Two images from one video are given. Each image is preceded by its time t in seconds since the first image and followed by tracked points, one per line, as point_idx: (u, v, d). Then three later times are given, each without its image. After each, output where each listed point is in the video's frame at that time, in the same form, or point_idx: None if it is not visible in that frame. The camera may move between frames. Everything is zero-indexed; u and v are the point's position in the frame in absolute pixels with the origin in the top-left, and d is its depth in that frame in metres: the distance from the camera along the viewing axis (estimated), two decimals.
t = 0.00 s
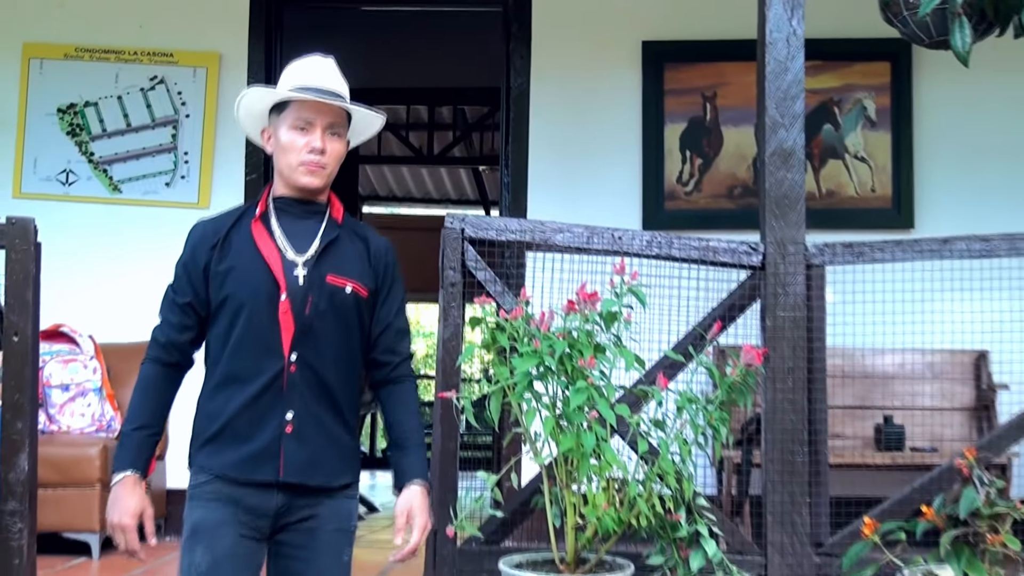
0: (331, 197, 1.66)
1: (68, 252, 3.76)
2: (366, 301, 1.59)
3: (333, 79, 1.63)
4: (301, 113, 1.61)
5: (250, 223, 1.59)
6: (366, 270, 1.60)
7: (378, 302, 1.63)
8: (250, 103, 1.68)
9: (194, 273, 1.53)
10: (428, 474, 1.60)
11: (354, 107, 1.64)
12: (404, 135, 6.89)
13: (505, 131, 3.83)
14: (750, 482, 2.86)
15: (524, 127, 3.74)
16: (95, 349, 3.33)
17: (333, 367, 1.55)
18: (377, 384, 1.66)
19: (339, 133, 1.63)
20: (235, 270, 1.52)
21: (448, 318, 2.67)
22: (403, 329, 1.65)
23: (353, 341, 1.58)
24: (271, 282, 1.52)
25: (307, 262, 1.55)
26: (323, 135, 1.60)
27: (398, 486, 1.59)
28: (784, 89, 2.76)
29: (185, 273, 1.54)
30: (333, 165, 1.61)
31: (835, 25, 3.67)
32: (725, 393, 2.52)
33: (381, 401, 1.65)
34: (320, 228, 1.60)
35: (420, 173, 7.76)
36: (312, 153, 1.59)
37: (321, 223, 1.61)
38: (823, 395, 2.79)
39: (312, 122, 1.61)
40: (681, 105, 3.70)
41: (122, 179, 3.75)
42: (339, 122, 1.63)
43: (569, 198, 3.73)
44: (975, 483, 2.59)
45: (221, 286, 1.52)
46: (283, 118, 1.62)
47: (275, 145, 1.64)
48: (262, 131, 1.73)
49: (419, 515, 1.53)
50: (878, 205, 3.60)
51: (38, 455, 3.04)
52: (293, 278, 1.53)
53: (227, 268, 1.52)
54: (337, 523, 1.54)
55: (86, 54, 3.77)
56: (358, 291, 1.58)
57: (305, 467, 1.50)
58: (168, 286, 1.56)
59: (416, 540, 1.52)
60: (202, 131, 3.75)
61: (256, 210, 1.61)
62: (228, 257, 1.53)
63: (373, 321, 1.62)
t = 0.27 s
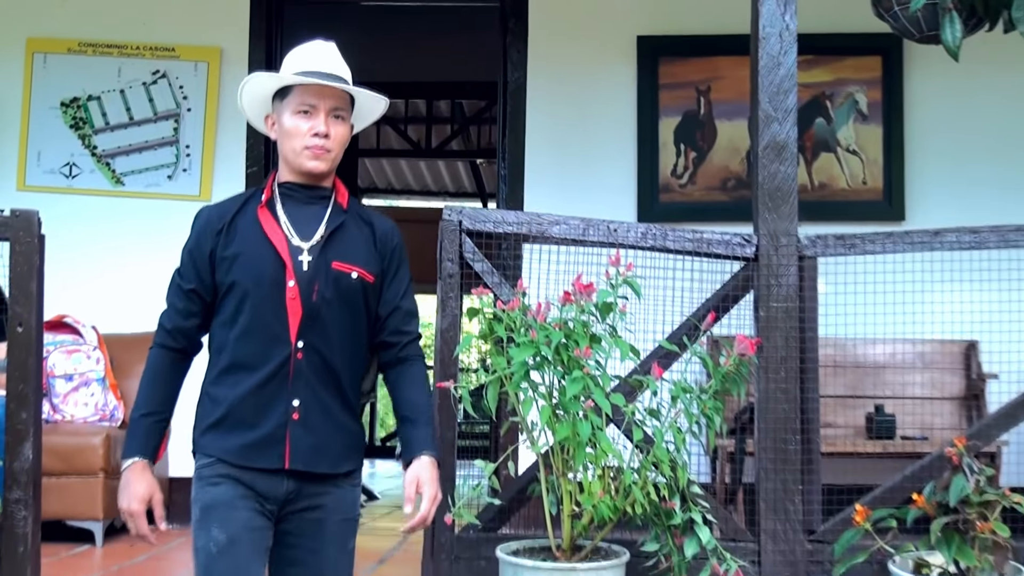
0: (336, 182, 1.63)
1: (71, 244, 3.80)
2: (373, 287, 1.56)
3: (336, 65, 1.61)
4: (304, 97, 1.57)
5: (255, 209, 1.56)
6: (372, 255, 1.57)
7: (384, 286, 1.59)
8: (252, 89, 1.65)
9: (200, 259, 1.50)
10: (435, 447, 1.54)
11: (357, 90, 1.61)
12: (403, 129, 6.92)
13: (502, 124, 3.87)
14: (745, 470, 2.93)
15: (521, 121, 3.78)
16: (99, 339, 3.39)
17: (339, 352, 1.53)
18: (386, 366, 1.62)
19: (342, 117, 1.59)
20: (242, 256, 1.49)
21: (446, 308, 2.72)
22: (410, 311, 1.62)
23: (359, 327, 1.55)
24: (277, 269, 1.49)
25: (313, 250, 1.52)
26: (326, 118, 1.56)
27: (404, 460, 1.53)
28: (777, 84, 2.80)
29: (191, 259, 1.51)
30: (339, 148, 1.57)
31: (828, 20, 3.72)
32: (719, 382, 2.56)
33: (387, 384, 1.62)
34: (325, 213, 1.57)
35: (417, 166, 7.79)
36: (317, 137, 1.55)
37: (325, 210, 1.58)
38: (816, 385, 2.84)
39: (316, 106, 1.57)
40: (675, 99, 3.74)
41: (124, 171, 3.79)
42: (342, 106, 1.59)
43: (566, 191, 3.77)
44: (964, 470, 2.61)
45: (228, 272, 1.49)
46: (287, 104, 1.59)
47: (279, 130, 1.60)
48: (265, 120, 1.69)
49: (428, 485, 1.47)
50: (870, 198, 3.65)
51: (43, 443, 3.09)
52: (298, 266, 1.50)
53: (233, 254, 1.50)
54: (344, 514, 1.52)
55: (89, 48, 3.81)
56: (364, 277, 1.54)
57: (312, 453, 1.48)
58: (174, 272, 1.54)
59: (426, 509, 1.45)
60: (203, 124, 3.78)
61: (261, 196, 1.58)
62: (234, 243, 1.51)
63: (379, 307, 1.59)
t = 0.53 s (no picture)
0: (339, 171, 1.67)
1: (75, 236, 3.84)
2: (377, 279, 1.59)
3: (339, 56, 1.65)
4: (306, 87, 1.60)
5: (261, 200, 1.59)
6: (377, 247, 1.60)
7: (389, 278, 1.63)
8: (255, 80, 1.69)
9: (204, 252, 1.55)
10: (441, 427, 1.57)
11: (359, 79, 1.64)
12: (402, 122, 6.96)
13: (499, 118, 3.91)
14: (739, 458, 3.00)
15: (517, 115, 3.82)
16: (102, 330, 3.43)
17: (344, 344, 1.56)
18: (393, 353, 1.66)
19: (343, 106, 1.62)
20: (246, 249, 1.53)
21: (444, 300, 2.76)
22: (417, 301, 1.65)
23: (364, 319, 1.59)
24: (283, 262, 1.52)
25: (318, 242, 1.55)
26: (329, 108, 1.60)
27: (411, 441, 1.57)
28: (769, 78, 2.85)
29: (196, 251, 1.55)
30: (342, 136, 1.61)
31: (821, 16, 3.76)
32: (713, 372, 2.60)
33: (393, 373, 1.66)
34: (331, 205, 1.60)
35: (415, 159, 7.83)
36: (320, 126, 1.59)
37: (331, 199, 1.61)
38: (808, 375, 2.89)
39: (318, 96, 1.61)
40: (669, 94, 3.79)
41: (127, 165, 3.83)
42: (344, 95, 1.63)
43: (563, 184, 3.82)
44: (953, 458, 2.67)
45: (231, 264, 1.53)
46: (289, 95, 1.62)
47: (282, 120, 1.63)
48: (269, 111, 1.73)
49: (433, 460, 1.51)
50: (862, 190, 3.70)
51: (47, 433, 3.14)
52: (304, 258, 1.53)
53: (237, 246, 1.53)
54: (349, 505, 1.57)
55: (92, 44, 3.84)
56: (368, 269, 1.58)
57: (317, 445, 1.52)
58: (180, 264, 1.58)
59: (430, 486, 1.47)
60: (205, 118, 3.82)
61: (267, 187, 1.61)
62: (239, 236, 1.54)
63: (384, 298, 1.62)
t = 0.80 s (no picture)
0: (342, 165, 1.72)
1: (78, 230, 3.88)
2: (380, 273, 1.64)
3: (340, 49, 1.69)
4: (308, 81, 1.65)
5: (264, 195, 1.63)
6: (380, 243, 1.65)
7: (393, 273, 1.68)
8: (255, 76, 1.73)
9: (208, 247, 1.58)
10: (445, 418, 1.63)
11: (359, 72, 1.69)
12: (400, 116, 7.00)
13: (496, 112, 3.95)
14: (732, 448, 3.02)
15: (513, 110, 3.86)
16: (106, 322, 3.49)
17: (348, 338, 1.61)
18: (396, 347, 1.71)
19: (344, 99, 1.67)
20: (250, 245, 1.57)
21: (442, 291, 2.80)
22: (420, 295, 1.70)
23: (368, 313, 1.63)
24: (289, 259, 1.56)
25: (323, 239, 1.59)
26: (331, 101, 1.64)
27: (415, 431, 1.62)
28: (762, 73, 2.89)
29: (200, 247, 1.59)
30: (344, 128, 1.65)
31: (814, 12, 3.81)
32: (706, 362, 2.66)
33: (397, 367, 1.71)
34: (334, 200, 1.65)
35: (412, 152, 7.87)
36: (322, 119, 1.63)
37: (334, 194, 1.66)
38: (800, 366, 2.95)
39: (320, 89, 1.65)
40: (664, 89, 3.84)
41: (131, 159, 3.87)
42: (345, 89, 1.67)
43: (560, 178, 3.87)
44: (943, 447, 2.73)
45: (236, 260, 1.57)
46: (291, 89, 1.66)
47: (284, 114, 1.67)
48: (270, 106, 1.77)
49: (438, 449, 1.56)
50: (854, 183, 3.75)
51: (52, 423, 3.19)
52: (309, 254, 1.57)
53: (241, 242, 1.58)
54: (352, 501, 1.62)
55: (96, 39, 3.88)
56: (372, 265, 1.62)
57: (323, 440, 1.56)
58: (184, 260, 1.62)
59: (435, 472, 1.52)
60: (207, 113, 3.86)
61: (270, 183, 1.65)
62: (243, 232, 1.58)
63: (387, 293, 1.67)
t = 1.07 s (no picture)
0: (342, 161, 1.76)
1: (82, 224, 3.92)
2: (382, 271, 1.68)
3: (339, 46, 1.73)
4: (309, 79, 1.69)
5: (264, 194, 1.67)
6: (381, 241, 1.69)
7: (394, 270, 1.72)
8: (256, 73, 1.77)
9: (210, 247, 1.62)
10: (446, 421, 1.68)
11: (359, 69, 1.73)
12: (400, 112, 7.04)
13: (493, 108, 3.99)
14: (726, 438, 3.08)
15: (510, 105, 3.90)
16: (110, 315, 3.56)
17: (351, 337, 1.65)
18: (397, 345, 1.75)
19: (344, 95, 1.71)
20: (252, 246, 1.60)
21: (440, 284, 2.84)
22: (421, 293, 1.75)
23: (370, 310, 1.68)
24: (291, 260, 1.60)
25: (324, 237, 1.63)
26: (331, 98, 1.68)
27: (417, 432, 1.67)
28: (756, 69, 2.94)
29: (201, 246, 1.62)
30: (344, 124, 1.69)
31: (809, 8, 3.85)
32: (701, 355, 2.70)
33: (399, 363, 1.75)
34: (336, 197, 1.69)
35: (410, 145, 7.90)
36: (323, 116, 1.67)
37: (336, 193, 1.70)
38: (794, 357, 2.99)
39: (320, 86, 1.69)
40: (659, 85, 3.88)
41: (134, 154, 3.91)
42: (345, 86, 1.71)
43: (557, 172, 3.91)
44: (934, 438, 2.73)
45: (237, 260, 1.61)
46: (292, 87, 1.70)
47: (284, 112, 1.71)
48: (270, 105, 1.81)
49: (439, 455, 1.61)
50: (847, 178, 3.80)
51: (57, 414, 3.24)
52: (312, 253, 1.61)
53: (243, 243, 1.61)
54: (357, 500, 1.67)
55: (99, 36, 3.91)
56: (374, 262, 1.67)
57: (329, 440, 1.61)
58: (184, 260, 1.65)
59: (437, 479, 1.57)
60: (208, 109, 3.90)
61: (270, 182, 1.69)
62: (244, 233, 1.62)
63: (388, 291, 1.71)
